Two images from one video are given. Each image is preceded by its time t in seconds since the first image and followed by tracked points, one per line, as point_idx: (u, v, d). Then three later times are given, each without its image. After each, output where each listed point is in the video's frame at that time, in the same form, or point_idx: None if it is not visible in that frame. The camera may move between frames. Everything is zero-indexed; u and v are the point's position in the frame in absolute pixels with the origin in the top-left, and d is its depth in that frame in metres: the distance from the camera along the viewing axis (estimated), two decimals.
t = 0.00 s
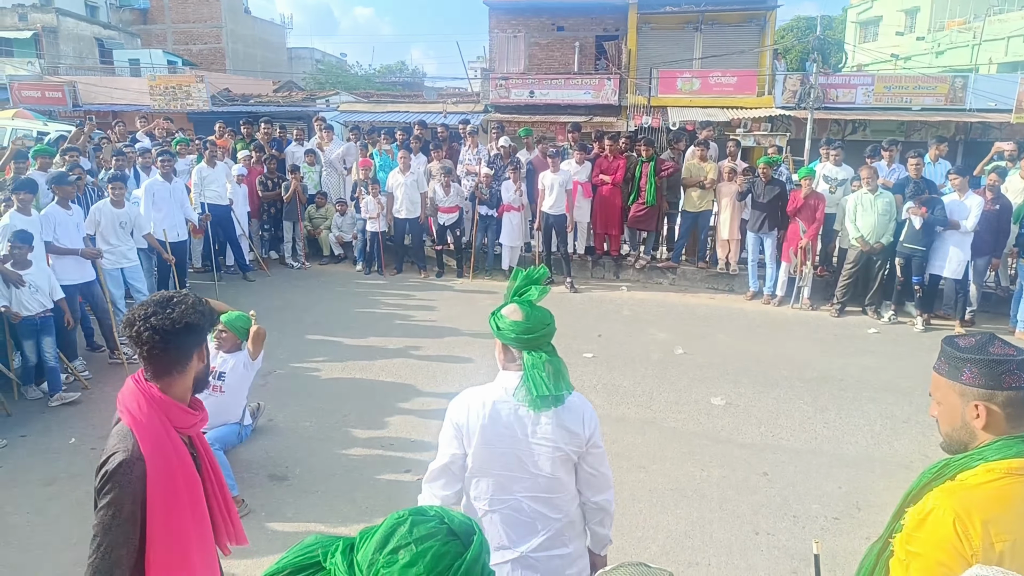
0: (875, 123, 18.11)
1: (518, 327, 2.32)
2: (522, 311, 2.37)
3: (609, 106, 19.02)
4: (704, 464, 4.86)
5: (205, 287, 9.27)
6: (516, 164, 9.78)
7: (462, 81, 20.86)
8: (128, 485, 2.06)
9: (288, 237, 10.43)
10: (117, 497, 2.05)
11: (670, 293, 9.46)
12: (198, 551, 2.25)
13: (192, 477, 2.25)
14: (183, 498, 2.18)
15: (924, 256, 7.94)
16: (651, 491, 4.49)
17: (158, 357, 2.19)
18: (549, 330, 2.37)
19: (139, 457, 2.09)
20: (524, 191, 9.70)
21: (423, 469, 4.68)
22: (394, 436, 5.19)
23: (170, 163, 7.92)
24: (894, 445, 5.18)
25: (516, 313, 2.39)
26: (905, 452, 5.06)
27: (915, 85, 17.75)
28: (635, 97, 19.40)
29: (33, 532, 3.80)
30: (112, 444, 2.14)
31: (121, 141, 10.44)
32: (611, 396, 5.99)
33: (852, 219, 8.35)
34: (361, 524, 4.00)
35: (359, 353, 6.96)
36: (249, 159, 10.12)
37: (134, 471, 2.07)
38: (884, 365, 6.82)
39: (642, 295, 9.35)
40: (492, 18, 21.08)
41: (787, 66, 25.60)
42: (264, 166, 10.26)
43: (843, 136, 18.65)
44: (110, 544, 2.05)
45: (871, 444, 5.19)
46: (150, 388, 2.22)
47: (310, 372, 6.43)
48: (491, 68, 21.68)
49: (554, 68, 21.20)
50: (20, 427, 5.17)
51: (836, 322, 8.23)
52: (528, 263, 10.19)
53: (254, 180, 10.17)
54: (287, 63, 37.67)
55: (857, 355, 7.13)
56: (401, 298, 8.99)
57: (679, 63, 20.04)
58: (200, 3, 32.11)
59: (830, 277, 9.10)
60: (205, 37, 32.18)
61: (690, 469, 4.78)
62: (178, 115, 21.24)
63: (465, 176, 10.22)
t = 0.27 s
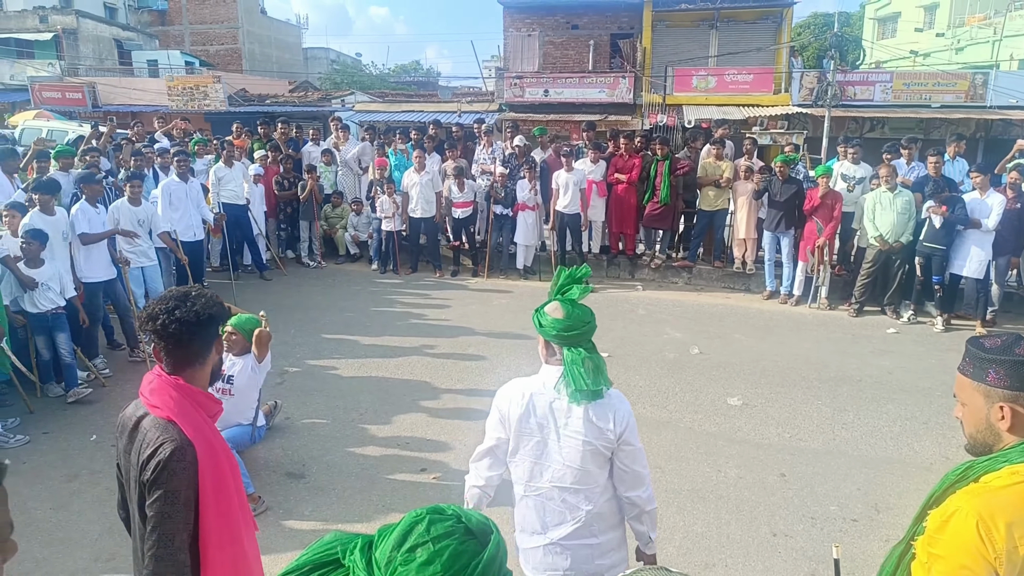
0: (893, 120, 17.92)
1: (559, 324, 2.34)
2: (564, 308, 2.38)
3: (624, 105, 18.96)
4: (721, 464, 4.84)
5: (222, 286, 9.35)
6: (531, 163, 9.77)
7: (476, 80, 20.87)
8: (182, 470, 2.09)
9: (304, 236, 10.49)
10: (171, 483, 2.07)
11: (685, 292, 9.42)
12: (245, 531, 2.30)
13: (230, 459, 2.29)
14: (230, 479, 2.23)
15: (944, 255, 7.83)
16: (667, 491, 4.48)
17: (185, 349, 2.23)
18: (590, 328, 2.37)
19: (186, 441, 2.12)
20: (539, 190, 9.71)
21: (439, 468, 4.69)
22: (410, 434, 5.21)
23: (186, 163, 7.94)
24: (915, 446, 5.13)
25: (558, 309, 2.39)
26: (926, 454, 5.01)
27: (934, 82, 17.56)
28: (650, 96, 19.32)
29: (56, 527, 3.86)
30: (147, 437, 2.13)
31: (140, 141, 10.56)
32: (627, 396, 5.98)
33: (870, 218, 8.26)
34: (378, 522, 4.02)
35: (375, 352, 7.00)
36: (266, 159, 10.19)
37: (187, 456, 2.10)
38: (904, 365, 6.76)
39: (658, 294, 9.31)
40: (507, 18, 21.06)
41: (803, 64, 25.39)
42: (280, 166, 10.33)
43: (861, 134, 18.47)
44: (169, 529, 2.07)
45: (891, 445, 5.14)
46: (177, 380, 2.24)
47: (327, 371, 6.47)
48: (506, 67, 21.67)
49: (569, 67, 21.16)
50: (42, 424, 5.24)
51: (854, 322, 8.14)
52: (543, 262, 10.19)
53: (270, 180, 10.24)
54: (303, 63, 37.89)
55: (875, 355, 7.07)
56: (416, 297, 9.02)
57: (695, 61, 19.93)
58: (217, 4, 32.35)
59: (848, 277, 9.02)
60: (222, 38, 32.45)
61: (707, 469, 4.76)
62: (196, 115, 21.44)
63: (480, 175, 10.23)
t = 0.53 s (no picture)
0: (902, 118, 17.82)
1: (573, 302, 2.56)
2: (583, 289, 2.59)
3: (630, 103, 18.92)
4: (728, 464, 4.83)
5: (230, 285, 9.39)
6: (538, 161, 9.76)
7: (483, 78, 20.87)
8: (231, 462, 2.11)
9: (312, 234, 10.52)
10: (222, 476, 2.09)
11: (692, 291, 9.40)
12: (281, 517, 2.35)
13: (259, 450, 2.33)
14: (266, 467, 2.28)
15: (954, 254, 7.82)
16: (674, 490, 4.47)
17: (208, 345, 2.24)
18: (612, 310, 2.56)
19: (229, 435, 2.14)
20: (546, 189, 9.71)
21: (445, 466, 4.70)
22: (416, 433, 5.22)
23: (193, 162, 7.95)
24: (923, 445, 5.10)
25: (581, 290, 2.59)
26: (934, 453, 4.98)
27: (943, 80, 17.47)
28: (657, 94, 19.27)
29: (65, 524, 3.89)
30: (185, 436, 2.12)
31: (148, 141, 10.61)
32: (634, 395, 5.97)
33: (879, 216, 8.23)
34: (384, 520, 4.03)
35: (382, 350, 7.01)
36: (273, 158, 10.22)
37: (234, 447, 2.13)
38: (912, 364, 6.72)
39: (665, 293, 9.30)
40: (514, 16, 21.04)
41: (812, 61, 25.28)
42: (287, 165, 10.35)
43: (869, 132, 18.38)
44: (222, 521, 2.09)
45: (899, 445, 5.11)
46: (203, 377, 2.24)
47: (333, 369, 6.48)
48: (513, 66, 21.64)
49: (576, 65, 21.13)
50: (52, 422, 5.28)
51: (862, 321, 8.11)
52: (549, 261, 10.19)
53: (277, 179, 10.27)
54: (310, 62, 37.97)
55: (884, 354, 7.03)
56: (423, 296, 9.03)
57: (702, 59, 19.87)
58: (225, 4, 32.49)
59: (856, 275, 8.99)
60: (229, 38, 32.55)
61: (713, 469, 4.75)
62: (204, 115, 21.52)
63: (486, 173, 10.23)
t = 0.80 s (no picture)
0: (902, 107, 17.80)
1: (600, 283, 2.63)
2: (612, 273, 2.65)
3: (629, 97, 18.89)
4: (730, 457, 4.82)
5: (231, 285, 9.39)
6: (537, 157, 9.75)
7: (480, 74, 20.83)
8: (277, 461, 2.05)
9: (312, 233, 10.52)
10: (271, 475, 2.03)
11: (693, 284, 9.39)
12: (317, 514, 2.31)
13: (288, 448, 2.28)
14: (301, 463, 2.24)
15: (956, 243, 7.79)
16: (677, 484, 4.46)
17: (229, 350, 2.19)
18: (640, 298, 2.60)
19: (267, 434, 2.08)
20: (545, 184, 9.71)
21: (448, 463, 4.71)
22: (419, 429, 5.23)
23: (192, 163, 7.98)
24: (926, 435, 5.10)
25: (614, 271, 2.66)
26: (936, 443, 4.98)
27: (942, 69, 17.44)
28: (656, 87, 19.23)
29: (69, 527, 3.90)
30: (222, 440, 2.04)
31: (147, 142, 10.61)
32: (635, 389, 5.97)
33: (879, 207, 8.20)
34: (387, 518, 4.04)
35: (384, 347, 7.01)
36: (272, 157, 10.22)
37: (275, 446, 2.07)
38: (914, 354, 6.71)
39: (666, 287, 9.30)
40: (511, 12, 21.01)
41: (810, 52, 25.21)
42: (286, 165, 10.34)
43: (869, 122, 18.35)
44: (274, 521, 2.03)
45: (902, 435, 5.11)
46: (228, 381, 2.17)
47: (335, 368, 6.49)
48: (510, 61, 21.58)
49: (574, 60, 21.08)
50: (55, 425, 5.29)
51: (864, 312, 8.10)
52: (550, 256, 10.20)
53: (276, 178, 10.27)
54: (308, 60, 37.96)
55: (885, 344, 7.02)
56: (424, 293, 9.03)
57: (700, 52, 19.82)
58: (222, 3, 32.50)
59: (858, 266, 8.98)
60: (226, 38, 32.52)
61: (716, 462, 4.75)
62: (202, 115, 21.53)
63: (486, 169, 10.22)
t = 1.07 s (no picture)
0: (921, 103, 17.56)
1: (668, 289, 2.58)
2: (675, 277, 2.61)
3: (643, 95, 18.81)
4: (746, 458, 4.79)
5: (248, 284, 9.48)
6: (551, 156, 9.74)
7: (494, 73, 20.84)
8: (322, 458, 2.11)
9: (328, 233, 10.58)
10: (318, 473, 2.08)
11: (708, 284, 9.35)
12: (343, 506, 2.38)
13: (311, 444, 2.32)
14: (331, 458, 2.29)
15: (976, 240, 7.67)
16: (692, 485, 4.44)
17: (255, 351, 2.25)
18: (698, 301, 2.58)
19: (308, 433, 2.14)
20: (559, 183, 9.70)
21: (462, 463, 4.72)
22: (433, 429, 5.25)
23: (210, 164, 8.05)
24: (944, 437, 5.04)
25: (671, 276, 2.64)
26: (955, 445, 4.92)
27: (962, 64, 17.18)
28: (670, 85, 19.14)
29: (89, 524, 3.96)
30: (268, 444, 2.06)
31: (165, 143, 10.73)
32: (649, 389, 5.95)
33: (897, 205, 8.13)
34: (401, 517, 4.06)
35: (398, 347, 7.04)
36: (287, 158, 10.29)
37: (318, 445, 2.12)
38: (933, 354, 6.63)
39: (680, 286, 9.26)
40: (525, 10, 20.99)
41: (827, 48, 24.96)
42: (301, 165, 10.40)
43: (887, 118, 18.12)
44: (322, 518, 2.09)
45: (921, 437, 5.05)
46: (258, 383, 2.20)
47: (350, 367, 6.53)
48: (524, 60, 21.56)
49: (588, 58, 21.02)
50: (74, 423, 5.37)
51: (882, 311, 8.02)
52: (564, 255, 10.19)
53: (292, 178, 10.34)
54: (323, 60, 38.17)
55: (903, 344, 6.94)
56: (438, 293, 9.06)
57: (715, 49, 19.69)
58: (238, 5, 32.80)
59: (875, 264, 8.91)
60: (242, 39, 32.77)
61: (731, 463, 4.72)
62: (219, 116, 21.74)
63: (500, 169, 10.23)
